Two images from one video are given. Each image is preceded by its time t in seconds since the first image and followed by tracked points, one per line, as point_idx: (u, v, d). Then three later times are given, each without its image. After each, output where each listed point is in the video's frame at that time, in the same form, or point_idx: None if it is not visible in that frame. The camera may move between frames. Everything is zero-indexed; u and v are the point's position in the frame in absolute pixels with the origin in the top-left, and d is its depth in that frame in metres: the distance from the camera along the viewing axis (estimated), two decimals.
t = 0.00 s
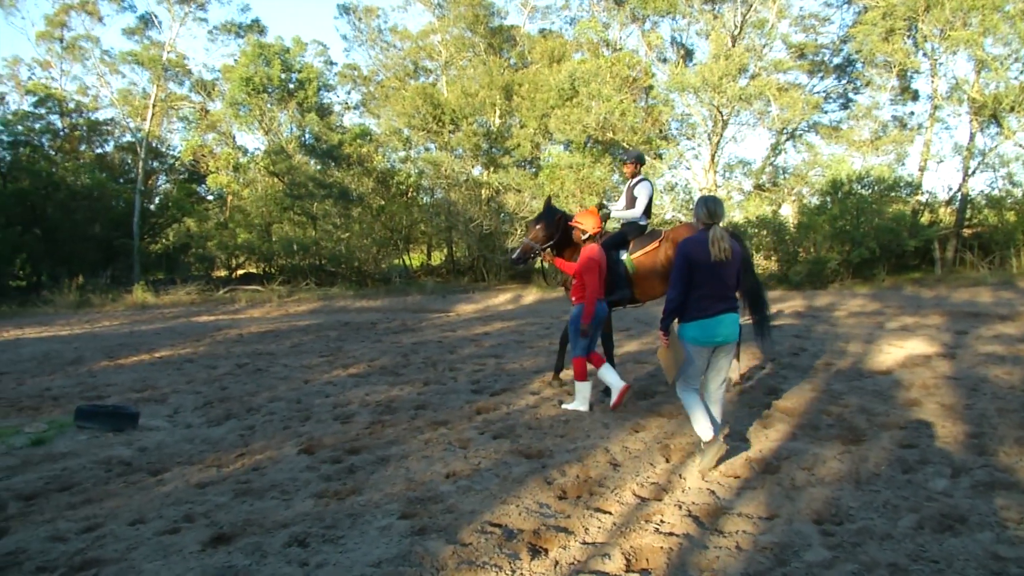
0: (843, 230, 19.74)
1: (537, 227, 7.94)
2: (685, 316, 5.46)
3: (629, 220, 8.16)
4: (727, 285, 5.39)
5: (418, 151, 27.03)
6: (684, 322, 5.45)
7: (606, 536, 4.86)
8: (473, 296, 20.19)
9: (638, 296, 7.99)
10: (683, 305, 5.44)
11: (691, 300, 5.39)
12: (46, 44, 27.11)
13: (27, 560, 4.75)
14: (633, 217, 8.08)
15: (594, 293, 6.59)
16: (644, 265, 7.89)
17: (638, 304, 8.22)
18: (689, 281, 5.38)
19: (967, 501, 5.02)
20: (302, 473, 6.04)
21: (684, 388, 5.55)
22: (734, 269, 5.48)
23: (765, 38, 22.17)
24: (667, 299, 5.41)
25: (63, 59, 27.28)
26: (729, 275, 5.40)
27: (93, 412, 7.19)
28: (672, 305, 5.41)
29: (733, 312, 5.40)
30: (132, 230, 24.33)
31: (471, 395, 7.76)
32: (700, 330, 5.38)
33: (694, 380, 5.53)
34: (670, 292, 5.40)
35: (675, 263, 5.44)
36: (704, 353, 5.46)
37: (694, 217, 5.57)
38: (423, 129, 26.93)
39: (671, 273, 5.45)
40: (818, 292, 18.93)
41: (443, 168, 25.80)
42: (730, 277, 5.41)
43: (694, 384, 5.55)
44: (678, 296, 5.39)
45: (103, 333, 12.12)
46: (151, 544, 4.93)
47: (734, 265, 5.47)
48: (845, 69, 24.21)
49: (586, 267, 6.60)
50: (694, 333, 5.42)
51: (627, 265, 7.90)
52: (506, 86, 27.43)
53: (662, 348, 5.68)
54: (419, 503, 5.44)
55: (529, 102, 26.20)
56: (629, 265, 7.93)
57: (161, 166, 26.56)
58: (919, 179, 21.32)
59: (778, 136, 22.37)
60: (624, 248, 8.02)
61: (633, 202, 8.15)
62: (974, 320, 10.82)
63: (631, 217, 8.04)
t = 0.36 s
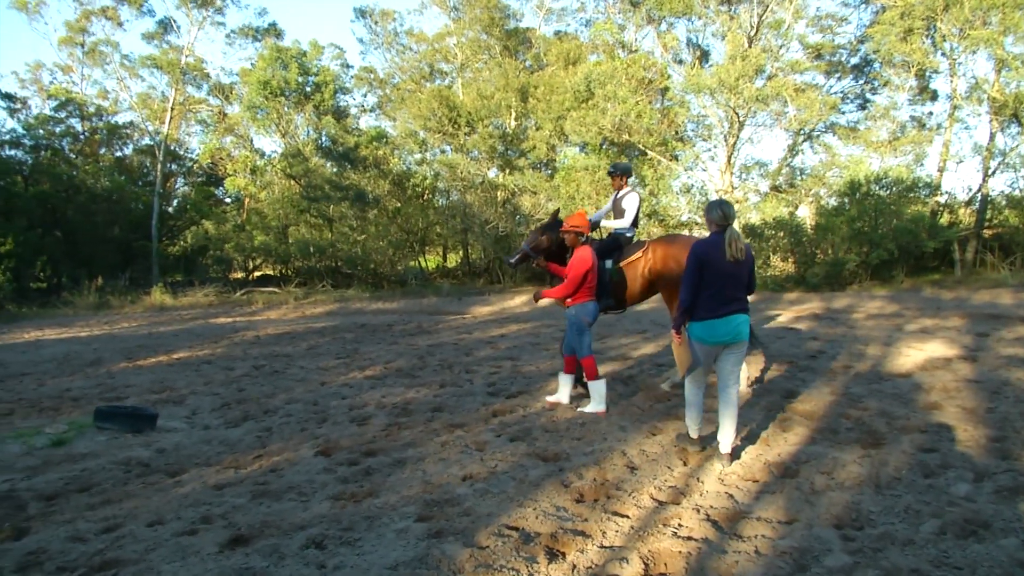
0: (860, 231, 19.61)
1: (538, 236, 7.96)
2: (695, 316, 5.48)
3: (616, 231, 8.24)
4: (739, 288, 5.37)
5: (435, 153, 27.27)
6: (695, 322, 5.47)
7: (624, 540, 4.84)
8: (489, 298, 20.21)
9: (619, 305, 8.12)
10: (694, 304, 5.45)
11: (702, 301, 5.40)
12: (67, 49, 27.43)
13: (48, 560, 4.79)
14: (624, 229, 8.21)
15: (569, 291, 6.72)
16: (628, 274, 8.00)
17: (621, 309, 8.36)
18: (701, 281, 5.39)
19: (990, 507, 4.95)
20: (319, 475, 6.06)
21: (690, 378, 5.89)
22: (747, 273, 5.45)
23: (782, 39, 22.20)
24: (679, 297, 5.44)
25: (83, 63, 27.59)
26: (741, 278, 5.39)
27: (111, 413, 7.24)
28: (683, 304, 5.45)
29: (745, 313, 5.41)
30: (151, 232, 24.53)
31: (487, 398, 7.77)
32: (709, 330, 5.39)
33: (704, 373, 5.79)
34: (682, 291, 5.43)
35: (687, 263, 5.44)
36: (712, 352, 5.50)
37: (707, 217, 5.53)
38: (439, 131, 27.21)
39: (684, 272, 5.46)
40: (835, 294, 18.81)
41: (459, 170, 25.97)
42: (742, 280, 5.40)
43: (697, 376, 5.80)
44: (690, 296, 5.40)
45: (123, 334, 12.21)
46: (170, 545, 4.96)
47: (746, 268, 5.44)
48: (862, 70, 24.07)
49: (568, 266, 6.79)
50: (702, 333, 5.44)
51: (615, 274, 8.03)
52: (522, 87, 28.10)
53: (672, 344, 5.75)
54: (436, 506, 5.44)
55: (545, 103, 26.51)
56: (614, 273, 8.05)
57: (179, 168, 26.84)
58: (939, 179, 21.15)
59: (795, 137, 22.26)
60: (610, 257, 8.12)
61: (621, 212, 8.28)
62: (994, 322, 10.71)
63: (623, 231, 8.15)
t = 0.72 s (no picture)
0: (866, 233, 19.55)
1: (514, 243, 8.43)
2: (686, 322, 5.57)
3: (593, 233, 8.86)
4: (728, 292, 5.48)
5: (439, 157, 27.41)
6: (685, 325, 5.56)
7: (631, 544, 4.83)
8: (495, 302, 20.20)
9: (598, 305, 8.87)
10: (685, 309, 5.56)
11: (691, 304, 5.50)
12: (72, 56, 27.53)
13: (55, 566, 4.79)
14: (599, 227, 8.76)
15: (567, 295, 6.97)
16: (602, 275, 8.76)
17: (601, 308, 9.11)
18: (690, 285, 5.50)
19: (999, 509, 4.93)
20: (325, 480, 6.06)
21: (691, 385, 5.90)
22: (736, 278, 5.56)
23: (785, 40, 22.18)
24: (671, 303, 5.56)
25: (88, 71, 27.70)
26: (730, 282, 5.50)
27: (118, 419, 7.25)
28: (675, 310, 5.56)
29: (734, 317, 5.48)
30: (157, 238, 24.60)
31: (493, 402, 7.77)
32: (701, 334, 5.48)
33: (707, 377, 5.81)
34: (673, 298, 5.55)
35: (677, 269, 5.59)
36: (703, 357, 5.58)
37: (695, 225, 5.68)
38: (444, 135, 27.48)
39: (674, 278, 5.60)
40: (841, 296, 18.77)
41: (463, 174, 26.13)
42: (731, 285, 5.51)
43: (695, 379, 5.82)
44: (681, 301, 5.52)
45: (128, 340, 12.23)
46: (177, 551, 4.96)
47: (735, 273, 5.55)
48: (867, 71, 24.02)
49: (559, 271, 7.02)
50: (695, 337, 5.53)
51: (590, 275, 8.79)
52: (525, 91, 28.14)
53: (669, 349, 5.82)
54: (442, 510, 5.44)
55: (548, 106, 26.43)
56: (590, 275, 8.83)
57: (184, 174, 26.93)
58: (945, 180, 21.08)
59: (800, 139, 22.21)
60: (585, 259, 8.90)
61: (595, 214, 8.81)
62: (1001, 323, 10.68)
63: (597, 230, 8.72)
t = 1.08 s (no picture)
0: (878, 235, 19.46)
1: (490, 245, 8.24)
2: (682, 318, 5.87)
3: (570, 238, 8.87)
4: (723, 290, 5.84)
5: (449, 159, 28.02)
6: (683, 321, 5.85)
7: (642, 547, 4.82)
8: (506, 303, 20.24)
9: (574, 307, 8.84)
10: (682, 306, 5.86)
11: (690, 301, 5.81)
12: (85, 59, 27.71)
13: (70, 566, 4.83)
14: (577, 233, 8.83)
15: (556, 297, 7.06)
16: (580, 279, 8.73)
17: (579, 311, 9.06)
18: (688, 283, 5.82)
19: (1013, 514, 4.90)
20: (337, 481, 6.08)
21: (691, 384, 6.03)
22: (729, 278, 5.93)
23: (797, 41, 22.00)
24: (668, 300, 5.86)
25: (101, 74, 27.89)
26: (725, 282, 5.86)
27: (131, 419, 7.29)
28: (672, 306, 5.86)
29: (729, 315, 5.84)
30: (168, 239, 24.76)
31: (504, 404, 7.78)
32: (698, 329, 5.77)
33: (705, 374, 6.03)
34: (671, 295, 5.85)
35: (674, 268, 5.90)
36: (700, 353, 5.85)
37: (692, 229, 6.06)
38: (453, 137, 27.98)
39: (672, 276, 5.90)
40: (853, 298, 18.70)
41: (473, 176, 26.74)
42: (725, 285, 5.88)
43: (700, 381, 5.93)
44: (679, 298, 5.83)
45: (141, 341, 12.31)
46: (189, 551, 4.98)
47: (729, 274, 5.93)
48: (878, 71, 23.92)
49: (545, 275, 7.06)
50: (692, 333, 5.82)
51: (567, 279, 8.72)
52: (536, 93, 28.35)
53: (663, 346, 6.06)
54: (453, 512, 5.45)
55: (558, 108, 27.00)
56: (568, 278, 8.75)
57: (196, 176, 27.12)
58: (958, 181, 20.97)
59: (811, 140, 22.14)
60: (563, 263, 8.80)
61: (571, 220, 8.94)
62: (1015, 326, 10.61)
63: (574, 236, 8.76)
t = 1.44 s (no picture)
0: (898, 235, 19.29)
1: (473, 248, 8.37)
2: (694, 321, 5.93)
3: (550, 240, 8.81)
4: (733, 292, 5.91)
5: (465, 158, 27.86)
6: (696, 325, 5.91)
7: (661, 548, 4.81)
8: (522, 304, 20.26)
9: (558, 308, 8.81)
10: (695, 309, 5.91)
11: (703, 304, 5.85)
12: (105, 59, 27.91)
13: (90, 561, 4.87)
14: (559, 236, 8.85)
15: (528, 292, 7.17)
16: (566, 280, 8.71)
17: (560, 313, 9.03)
18: (701, 287, 5.87)
19: None
20: (354, 479, 6.10)
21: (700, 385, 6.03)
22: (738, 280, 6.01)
23: (816, 40, 21.55)
24: (679, 300, 5.90)
25: (121, 74, 28.13)
26: (734, 283, 5.93)
27: (150, 417, 7.35)
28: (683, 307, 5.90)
29: (737, 316, 5.92)
30: (187, 238, 24.99)
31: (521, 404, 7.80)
32: (708, 329, 5.84)
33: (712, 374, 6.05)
34: (682, 295, 5.89)
35: (686, 270, 5.94)
36: (709, 354, 5.90)
37: (702, 232, 6.12)
38: (470, 136, 27.84)
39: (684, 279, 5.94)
40: (872, 299, 18.54)
41: (490, 176, 27.00)
42: (735, 287, 5.95)
43: (715, 385, 5.96)
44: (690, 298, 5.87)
45: (160, 339, 12.41)
46: (209, 548, 5.02)
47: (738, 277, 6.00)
48: (899, 70, 23.71)
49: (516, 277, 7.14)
50: (702, 333, 5.87)
51: (553, 280, 8.69)
52: (552, 92, 28.00)
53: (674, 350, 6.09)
54: (471, 511, 5.46)
55: (576, 108, 26.50)
56: (554, 280, 8.71)
57: (214, 175, 27.37)
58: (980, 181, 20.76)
59: (830, 139, 21.99)
60: (549, 265, 8.74)
61: (550, 222, 8.86)
62: None
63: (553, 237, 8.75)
